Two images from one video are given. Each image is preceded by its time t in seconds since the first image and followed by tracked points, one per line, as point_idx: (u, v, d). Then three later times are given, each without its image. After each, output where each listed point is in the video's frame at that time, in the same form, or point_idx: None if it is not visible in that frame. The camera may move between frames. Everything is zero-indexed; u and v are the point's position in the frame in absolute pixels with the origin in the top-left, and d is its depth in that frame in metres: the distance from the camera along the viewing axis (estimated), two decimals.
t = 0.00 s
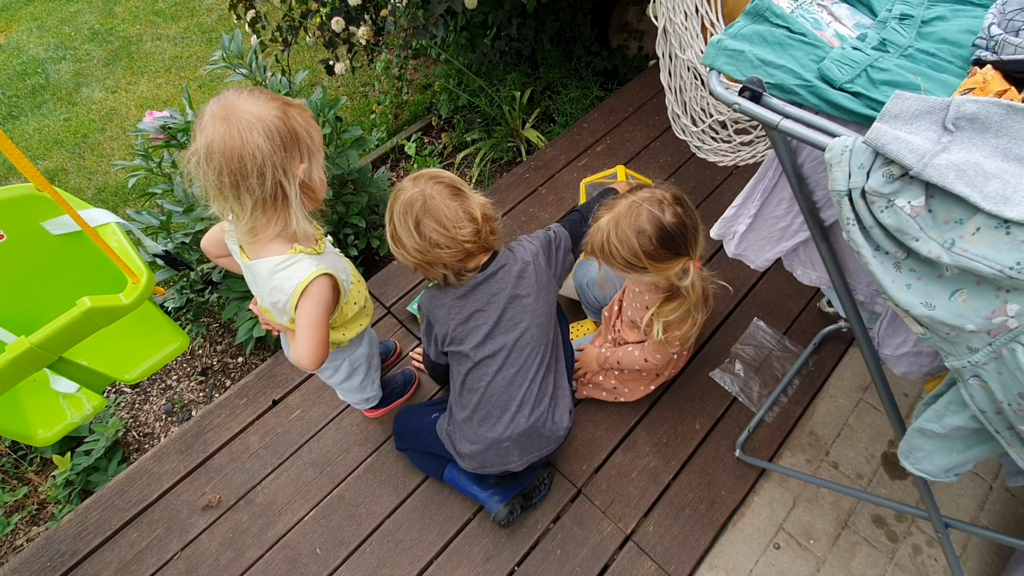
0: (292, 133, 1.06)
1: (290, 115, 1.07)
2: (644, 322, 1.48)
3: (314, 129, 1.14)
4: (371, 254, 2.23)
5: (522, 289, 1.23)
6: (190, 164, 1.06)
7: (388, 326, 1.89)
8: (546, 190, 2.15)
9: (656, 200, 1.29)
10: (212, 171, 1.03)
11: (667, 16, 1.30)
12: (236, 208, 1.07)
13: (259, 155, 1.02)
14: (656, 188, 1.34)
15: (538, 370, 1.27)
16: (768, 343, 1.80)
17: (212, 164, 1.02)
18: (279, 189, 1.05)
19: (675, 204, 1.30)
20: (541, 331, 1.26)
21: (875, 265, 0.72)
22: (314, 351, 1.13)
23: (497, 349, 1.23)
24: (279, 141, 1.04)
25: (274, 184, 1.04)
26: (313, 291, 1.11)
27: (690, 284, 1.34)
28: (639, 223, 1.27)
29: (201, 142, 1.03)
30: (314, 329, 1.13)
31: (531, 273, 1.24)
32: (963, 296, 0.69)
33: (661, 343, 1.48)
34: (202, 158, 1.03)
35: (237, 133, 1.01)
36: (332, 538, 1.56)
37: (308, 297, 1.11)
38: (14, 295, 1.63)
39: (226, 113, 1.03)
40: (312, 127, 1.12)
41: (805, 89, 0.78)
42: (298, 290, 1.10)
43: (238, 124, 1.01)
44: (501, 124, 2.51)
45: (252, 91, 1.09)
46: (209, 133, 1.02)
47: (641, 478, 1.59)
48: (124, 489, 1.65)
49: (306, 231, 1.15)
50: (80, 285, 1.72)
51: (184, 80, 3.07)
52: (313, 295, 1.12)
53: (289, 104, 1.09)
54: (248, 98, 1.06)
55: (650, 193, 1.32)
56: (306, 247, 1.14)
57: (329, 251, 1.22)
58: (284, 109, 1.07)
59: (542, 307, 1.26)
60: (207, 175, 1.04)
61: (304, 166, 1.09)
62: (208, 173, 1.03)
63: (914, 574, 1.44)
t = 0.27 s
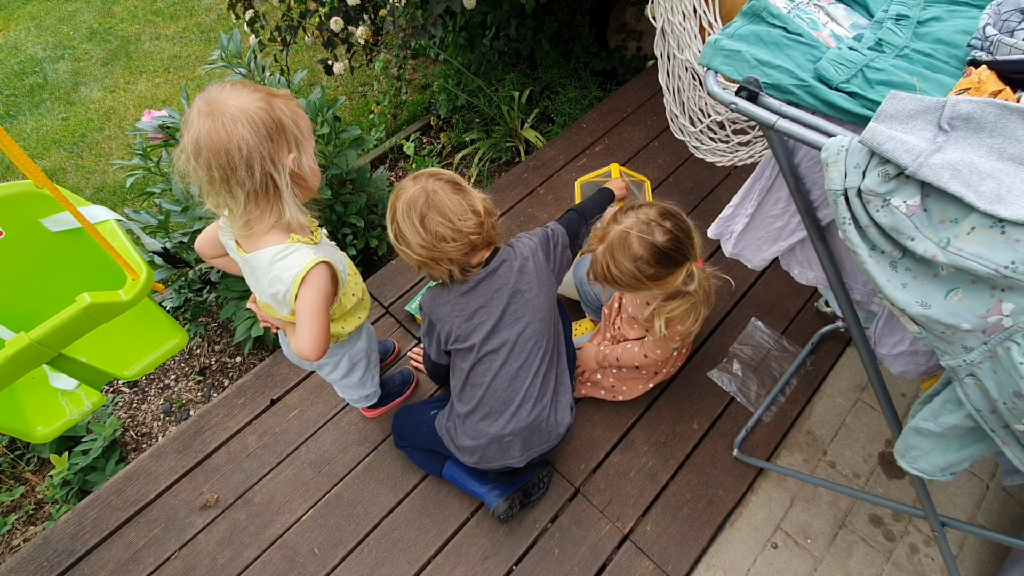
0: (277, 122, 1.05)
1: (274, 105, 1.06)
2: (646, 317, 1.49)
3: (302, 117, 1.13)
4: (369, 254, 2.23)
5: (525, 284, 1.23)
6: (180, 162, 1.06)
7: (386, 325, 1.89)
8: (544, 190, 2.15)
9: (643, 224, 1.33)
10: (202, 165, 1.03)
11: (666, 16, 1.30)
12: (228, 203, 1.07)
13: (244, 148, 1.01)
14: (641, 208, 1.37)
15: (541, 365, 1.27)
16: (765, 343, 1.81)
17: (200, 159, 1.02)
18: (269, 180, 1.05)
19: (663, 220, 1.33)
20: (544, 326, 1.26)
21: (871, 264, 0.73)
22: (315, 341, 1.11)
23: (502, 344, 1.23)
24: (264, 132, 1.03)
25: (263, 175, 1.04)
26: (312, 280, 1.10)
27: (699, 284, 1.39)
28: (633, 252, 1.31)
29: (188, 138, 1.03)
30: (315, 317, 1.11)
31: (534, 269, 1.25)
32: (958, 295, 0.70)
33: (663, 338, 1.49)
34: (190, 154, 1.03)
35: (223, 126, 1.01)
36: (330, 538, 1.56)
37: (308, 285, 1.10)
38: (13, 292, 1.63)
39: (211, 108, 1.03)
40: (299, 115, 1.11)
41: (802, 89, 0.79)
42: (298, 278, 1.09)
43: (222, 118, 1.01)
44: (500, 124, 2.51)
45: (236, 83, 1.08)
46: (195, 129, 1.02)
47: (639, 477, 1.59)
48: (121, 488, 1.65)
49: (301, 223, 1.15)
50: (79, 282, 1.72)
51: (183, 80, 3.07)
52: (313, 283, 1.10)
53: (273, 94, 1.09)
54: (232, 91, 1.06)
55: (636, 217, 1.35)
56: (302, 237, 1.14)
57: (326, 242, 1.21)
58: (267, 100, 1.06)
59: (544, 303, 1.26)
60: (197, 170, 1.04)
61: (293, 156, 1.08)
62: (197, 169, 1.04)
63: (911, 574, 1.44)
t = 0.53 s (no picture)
0: (263, 120, 1.05)
1: (260, 103, 1.06)
2: (649, 316, 1.49)
3: (291, 114, 1.13)
4: (367, 253, 2.23)
5: (523, 291, 1.23)
6: (170, 162, 1.07)
7: (383, 325, 1.89)
8: (543, 190, 2.15)
9: (643, 241, 1.35)
10: (189, 164, 1.04)
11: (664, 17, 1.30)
12: (218, 201, 1.08)
13: (230, 147, 1.02)
14: (639, 224, 1.38)
15: (539, 370, 1.27)
16: (763, 344, 1.81)
17: (188, 158, 1.03)
18: (256, 178, 1.05)
19: (662, 235, 1.35)
20: (541, 333, 1.27)
21: (865, 266, 0.73)
22: (303, 340, 1.10)
23: (501, 348, 1.22)
24: (250, 130, 1.03)
25: (250, 173, 1.04)
26: (301, 277, 1.10)
27: (700, 288, 1.42)
28: (636, 272, 1.34)
29: (176, 139, 1.04)
30: (304, 314, 1.11)
31: (532, 276, 1.25)
32: (952, 298, 0.70)
33: (664, 336, 1.49)
34: (179, 154, 1.04)
35: (209, 125, 1.02)
36: (326, 538, 1.56)
37: (296, 283, 1.10)
38: (11, 288, 1.63)
39: (198, 108, 1.03)
40: (288, 112, 1.11)
41: (797, 91, 0.79)
42: (287, 276, 1.09)
43: (208, 118, 1.02)
44: (498, 124, 2.51)
45: (224, 83, 1.09)
46: (183, 129, 1.03)
47: (636, 478, 1.59)
48: (118, 488, 1.66)
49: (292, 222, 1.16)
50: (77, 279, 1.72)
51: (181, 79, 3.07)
52: (302, 281, 1.10)
53: (260, 92, 1.09)
54: (219, 90, 1.07)
55: (634, 234, 1.36)
56: (294, 235, 1.14)
57: (319, 241, 1.21)
58: (253, 98, 1.06)
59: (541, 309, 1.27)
60: (185, 169, 1.05)
61: (281, 153, 1.08)
62: (186, 169, 1.05)
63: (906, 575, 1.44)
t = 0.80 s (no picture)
0: (259, 111, 1.05)
1: (256, 94, 1.06)
2: (644, 324, 1.47)
3: (287, 106, 1.13)
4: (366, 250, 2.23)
5: (514, 316, 1.19)
6: (167, 153, 1.07)
7: (380, 323, 1.89)
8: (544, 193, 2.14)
9: (643, 243, 1.34)
10: (185, 155, 1.04)
11: (669, 24, 1.30)
12: (215, 192, 1.07)
13: (227, 137, 1.02)
14: (642, 226, 1.38)
15: (530, 395, 1.27)
16: (759, 354, 1.80)
17: (184, 149, 1.03)
18: (252, 168, 1.05)
19: (663, 238, 1.35)
20: (534, 357, 1.25)
21: (860, 282, 0.72)
22: (300, 331, 1.10)
23: (490, 374, 1.21)
24: (246, 120, 1.03)
25: (247, 163, 1.04)
26: (298, 269, 1.09)
27: (697, 296, 1.43)
28: (634, 273, 1.33)
29: (173, 129, 1.04)
30: (300, 307, 1.10)
31: (525, 301, 1.20)
32: (946, 317, 0.69)
33: (659, 346, 1.48)
34: (175, 145, 1.04)
35: (205, 115, 1.02)
36: (315, 535, 1.56)
37: (294, 275, 1.09)
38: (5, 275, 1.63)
39: (194, 98, 1.03)
40: (284, 103, 1.11)
41: (797, 103, 0.78)
42: (284, 267, 1.08)
43: (205, 108, 1.02)
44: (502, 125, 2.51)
45: (220, 75, 1.09)
46: (179, 120, 1.03)
47: (627, 485, 1.59)
48: (107, 478, 1.66)
49: (290, 214, 1.15)
50: (70, 268, 1.71)
51: (187, 70, 3.07)
52: (299, 273, 1.10)
53: (256, 83, 1.09)
54: (216, 81, 1.07)
55: (635, 235, 1.36)
56: (292, 227, 1.14)
57: (316, 233, 1.21)
58: (249, 89, 1.06)
59: (535, 334, 1.24)
60: (181, 160, 1.05)
61: (278, 143, 1.08)
62: (182, 159, 1.05)
63: None
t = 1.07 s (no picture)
0: (273, 92, 1.05)
1: (270, 76, 1.06)
2: (640, 336, 1.47)
3: (300, 92, 1.14)
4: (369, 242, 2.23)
5: (504, 364, 1.16)
6: (174, 126, 1.06)
7: (377, 316, 1.89)
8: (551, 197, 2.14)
9: (649, 246, 1.33)
10: (195, 130, 1.03)
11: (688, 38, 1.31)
12: (220, 169, 1.06)
13: (238, 114, 1.01)
14: (650, 230, 1.38)
15: (514, 439, 1.26)
16: (754, 375, 1.79)
17: (194, 123, 1.02)
18: (263, 147, 1.05)
19: (669, 245, 1.34)
20: (522, 403, 1.23)
21: (853, 312, 0.71)
22: (304, 313, 1.10)
23: (475, 418, 1.20)
24: (259, 99, 1.03)
25: (257, 142, 1.04)
26: (303, 252, 1.09)
27: (695, 309, 1.41)
28: (635, 275, 1.32)
29: (183, 103, 1.04)
30: (303, 289, 1.10)
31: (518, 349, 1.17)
32: (937, 354, 0.68)
33: (654, 359, 1.47)
34: (184, 119, 1.04)
35: (219, 91, 1.02)
36: (294, 523, 1.56)
37: (298, 258, 1.09)
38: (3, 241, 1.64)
39: (208, 74, 1.03)
40: (297, 89, 1.11)
41: (803, 126, 0.77)
42: (289, 250, 1.08)
43: (218, 84, 1.02)
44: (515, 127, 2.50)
45: (235, 55, 1.09)
46: (191, 94, 1.03)
47: (610, 497, 1.58)
48: (93, 450, 1.68)
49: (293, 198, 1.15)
50: (68, 239, 1.72)
51: (208, 48, 3.08)
52: (303, 256, 1.10)
53: (270, 67, 1.09)
54: (230, 60, 1.07)
55: (642, 238, 1.36)
56: (297, 211, 1.14)
57: (319, 217, 1.21)
58: (263, 70, 1.06)
59: (524, 380, 1.21)
60: (190, 135, 1.04)
61: (289, 126, 1.07)
62: (190, 133, 1.04)
63: None
